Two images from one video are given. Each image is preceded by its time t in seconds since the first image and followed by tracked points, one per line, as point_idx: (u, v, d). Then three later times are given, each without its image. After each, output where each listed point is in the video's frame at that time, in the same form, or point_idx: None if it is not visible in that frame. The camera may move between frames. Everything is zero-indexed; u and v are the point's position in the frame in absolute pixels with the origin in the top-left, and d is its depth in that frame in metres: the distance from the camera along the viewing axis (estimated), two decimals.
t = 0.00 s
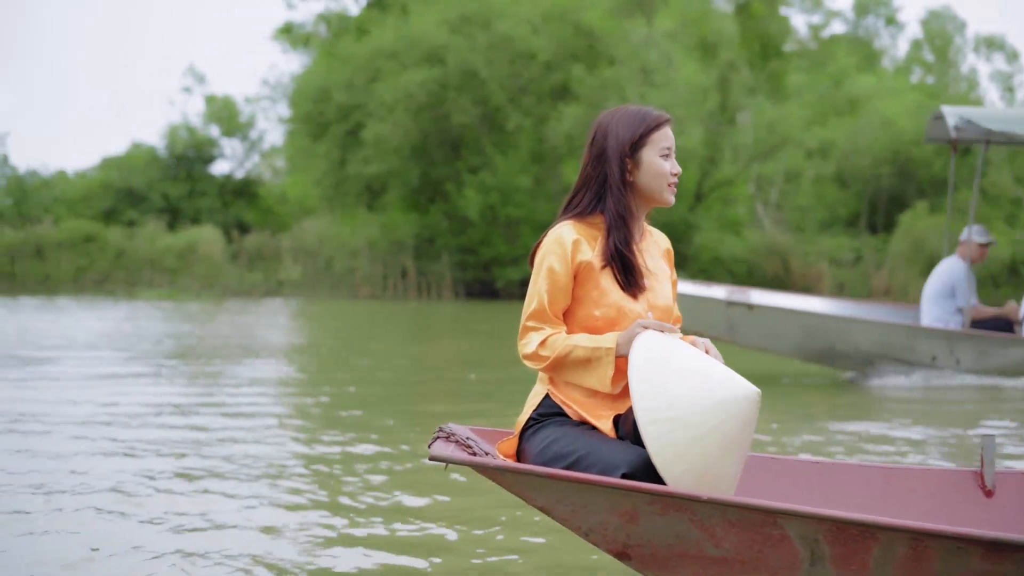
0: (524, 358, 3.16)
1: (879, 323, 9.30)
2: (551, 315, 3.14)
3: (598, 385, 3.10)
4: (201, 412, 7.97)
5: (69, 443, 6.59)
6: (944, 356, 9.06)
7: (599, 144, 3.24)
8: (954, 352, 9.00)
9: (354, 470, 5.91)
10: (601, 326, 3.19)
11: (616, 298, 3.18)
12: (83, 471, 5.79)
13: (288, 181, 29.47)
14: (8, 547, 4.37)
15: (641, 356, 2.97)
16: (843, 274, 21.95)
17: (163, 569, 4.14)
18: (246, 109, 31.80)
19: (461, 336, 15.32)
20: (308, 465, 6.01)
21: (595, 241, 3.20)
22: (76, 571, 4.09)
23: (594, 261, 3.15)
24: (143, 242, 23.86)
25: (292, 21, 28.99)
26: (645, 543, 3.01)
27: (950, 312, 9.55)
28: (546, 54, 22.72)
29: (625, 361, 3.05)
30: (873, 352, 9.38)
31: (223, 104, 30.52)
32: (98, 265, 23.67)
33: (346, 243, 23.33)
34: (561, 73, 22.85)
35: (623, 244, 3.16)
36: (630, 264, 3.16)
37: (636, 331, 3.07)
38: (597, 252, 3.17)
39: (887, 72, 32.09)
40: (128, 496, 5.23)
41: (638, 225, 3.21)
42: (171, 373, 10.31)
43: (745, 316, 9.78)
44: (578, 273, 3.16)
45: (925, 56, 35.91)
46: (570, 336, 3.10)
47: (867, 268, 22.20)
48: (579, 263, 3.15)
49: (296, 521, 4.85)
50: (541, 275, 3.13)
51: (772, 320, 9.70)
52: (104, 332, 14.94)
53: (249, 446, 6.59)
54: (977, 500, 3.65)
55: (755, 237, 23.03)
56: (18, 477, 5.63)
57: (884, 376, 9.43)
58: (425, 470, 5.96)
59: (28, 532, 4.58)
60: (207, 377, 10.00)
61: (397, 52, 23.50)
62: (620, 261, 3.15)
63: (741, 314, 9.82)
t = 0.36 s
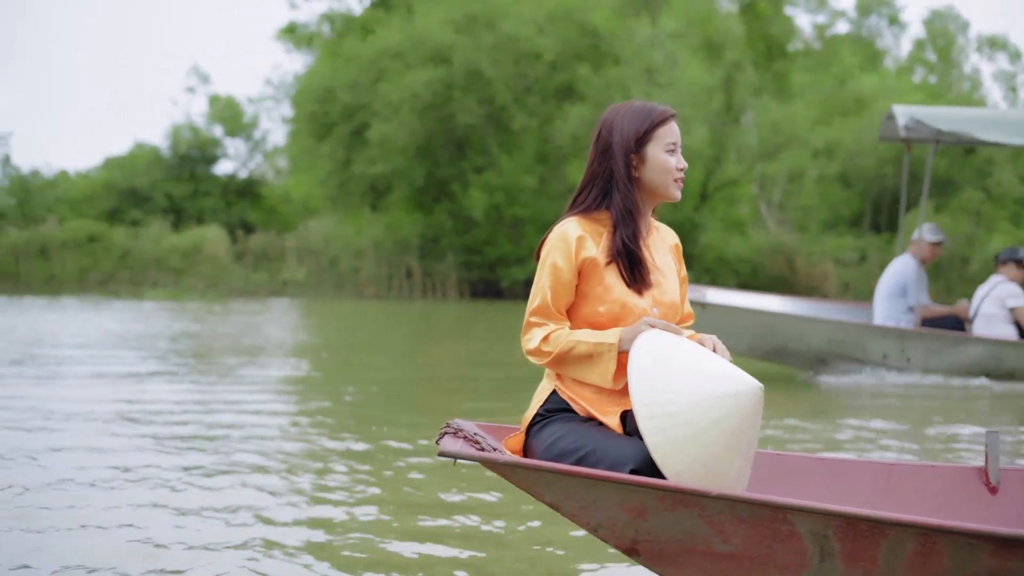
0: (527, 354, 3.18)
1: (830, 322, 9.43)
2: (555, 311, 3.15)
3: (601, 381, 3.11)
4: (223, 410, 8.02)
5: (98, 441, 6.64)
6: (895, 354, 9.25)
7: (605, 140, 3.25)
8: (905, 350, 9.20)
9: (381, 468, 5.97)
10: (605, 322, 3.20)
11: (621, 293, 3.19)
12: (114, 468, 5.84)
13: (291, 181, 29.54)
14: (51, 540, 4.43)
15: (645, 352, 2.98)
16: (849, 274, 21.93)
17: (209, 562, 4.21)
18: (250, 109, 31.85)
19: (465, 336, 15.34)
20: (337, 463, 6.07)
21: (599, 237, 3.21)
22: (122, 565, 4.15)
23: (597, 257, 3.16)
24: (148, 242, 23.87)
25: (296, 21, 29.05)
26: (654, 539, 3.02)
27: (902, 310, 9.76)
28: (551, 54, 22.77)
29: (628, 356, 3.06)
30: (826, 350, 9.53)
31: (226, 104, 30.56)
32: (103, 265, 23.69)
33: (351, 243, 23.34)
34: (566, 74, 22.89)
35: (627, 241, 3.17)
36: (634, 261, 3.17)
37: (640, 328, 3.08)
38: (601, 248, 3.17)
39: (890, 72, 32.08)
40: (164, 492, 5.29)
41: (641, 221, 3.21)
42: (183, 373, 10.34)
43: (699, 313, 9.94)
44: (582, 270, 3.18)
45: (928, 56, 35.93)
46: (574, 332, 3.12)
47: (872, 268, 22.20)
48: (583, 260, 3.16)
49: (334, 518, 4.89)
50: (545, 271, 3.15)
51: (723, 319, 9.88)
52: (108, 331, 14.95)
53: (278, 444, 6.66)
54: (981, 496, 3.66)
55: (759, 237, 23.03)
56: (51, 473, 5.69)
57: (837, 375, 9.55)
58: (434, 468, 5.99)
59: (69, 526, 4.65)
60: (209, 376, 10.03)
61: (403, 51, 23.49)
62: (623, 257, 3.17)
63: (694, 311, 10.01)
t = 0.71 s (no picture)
0: (530, 349, 3.19)
1: (773, 320, 9.96)
2: (557, 305, 3.17)
3: (603, 375, 3.12)
4: (235, 411, 8.02)
5: (111, 441, 6.70)
6: (840, 353, 9.49)
7: (609, 136, 3.26)
8: (849, 348, 9.42)
9: (394, 469, 5.96)
10: (608, 317, 3.22)
11: (626, 288, 3.20)
12: (127, 471, 5.84)
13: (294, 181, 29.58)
14: (67, 545, 4.44)
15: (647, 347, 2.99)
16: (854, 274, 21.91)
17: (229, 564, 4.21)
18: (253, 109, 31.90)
19: (468, 336, 15.40)
20: (350, 465, 6.05)
21: (603, 231, 3.22)
22: (140, 562, 4.21)
23: (601, 253, 3.17)
24: (153, 242, 23.92)
25: (299, 21, 29.08)
26: (662, 535, 3.03)
27: (848, 309, 9.93)
28: (557, 53, 22.80)
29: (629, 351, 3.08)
30: (770, 349, 10.05)
31: (230, 104, 30.60)
32: (108, 265, 23.73)
33: (356, 242, 23.36)
34: (571, 74, 22.92)
35: (632, 236, 3.18)
36: (639, 257, 3.19)
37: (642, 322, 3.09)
38: (605, 243, 3.19)
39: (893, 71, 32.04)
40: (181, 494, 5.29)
41: (646, 216, 3.23)
42: (190, 373, 10.37)
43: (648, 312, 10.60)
44: (586, 266, 3.19)
45: (932, 56, 35.82)
46: (576, 327, 3.13)
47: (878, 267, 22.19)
48: (586, 255, 3.17)
49: (362, 520, 4.91)
50: (548, 266, 3.16)
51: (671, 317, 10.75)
52: (112, 331, 14.98)
53: (290, 446, 6.64)
54: (986, 494, 3.67)
55: (765, 237, 23.03)
56: (64, 475, 5.70)
57: (782, 372, 10.01)
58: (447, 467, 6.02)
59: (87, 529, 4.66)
60: (212, 376, 10.05)
61: (408, 51, 23.45)
62: (628, 252, 3.18)
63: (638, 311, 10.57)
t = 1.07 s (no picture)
0: (534, 345, 3.19)
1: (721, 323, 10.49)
2: (559, 302, 3.17)
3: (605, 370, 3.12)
4: (234, 411, 7.98)
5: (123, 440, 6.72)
6: (791, 352, 10.21)
7: (614, 135, 3.26)
8: (801, 347, 10.14)
9: (405, 470, 5.98)
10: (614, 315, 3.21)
11: (631, 285, 3.19)
12: (138, 471, 5.85)
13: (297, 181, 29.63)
14: (96, 549, 4.38)
15: (660, 328, 2.97)
16: (859, 275, 21.94)
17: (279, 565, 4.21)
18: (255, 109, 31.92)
19: (468, 336, 15.43)
20: (355, 466, 6.03)
21: (609, 229, 3.22)
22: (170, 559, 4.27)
23: (607, 251, 3.17)
24: (158, 243, 23.94)
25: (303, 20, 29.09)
26: (671, 532, 3.02)
27: (801, 308, 10.54)
28: (563, 53, 22.83)
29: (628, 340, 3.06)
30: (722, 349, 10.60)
31: (233, 104, 30.62)
32: (112, 265, 23.74)
33: (361, 243, 23.40)
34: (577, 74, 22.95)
35: (638, 234, 3.18)
36: (645, 254, 3.19)
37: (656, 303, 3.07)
38: (611, 241, 3.19)
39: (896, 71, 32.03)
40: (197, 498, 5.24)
41: (653, 214, 3.22)
42: (196, 373, 10.37)
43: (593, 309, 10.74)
44: (592, 264, 3.19)
45: (934, 56, 35.82)
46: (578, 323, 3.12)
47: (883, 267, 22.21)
48: (593, 253, 3.17)
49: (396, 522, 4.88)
50: (553, 264, 3.16)
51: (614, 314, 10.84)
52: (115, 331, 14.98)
53: (295, 446, 6.62)
54: (989, 493, 3.65)
55: (770, 237, 23.04)
56: (78, 476, 5.69)
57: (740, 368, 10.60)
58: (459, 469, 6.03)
59: (117, 534, 4.60)
60: (218, 376, 10.06)
61: (413, 51, 23.32)
62: (635, 250, 3.18)
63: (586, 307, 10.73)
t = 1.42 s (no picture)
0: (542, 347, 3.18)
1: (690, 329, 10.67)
2: (565, 303, 3.16)
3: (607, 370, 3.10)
4: (238, 411, 7.96)
5: (135, 438, 6.74)
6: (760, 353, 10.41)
7: (622, 139, 3.27)
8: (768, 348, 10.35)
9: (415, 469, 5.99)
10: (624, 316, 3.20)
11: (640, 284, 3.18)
12: (158, 468, 5.88)
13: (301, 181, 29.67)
14: (132, 547, 4.40)
15: (707, 253, 3.13)
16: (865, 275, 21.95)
17: (317, 569, 4.17)
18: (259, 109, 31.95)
19: (471, 335, 15.43)
20: (366, 465, 6.08)
21: (621, 234, 3.23)
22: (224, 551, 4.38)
23: (619, 254, 3.18)
24: (164, 243, 23.97)
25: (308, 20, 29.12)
26: (684, 533, 3.02)
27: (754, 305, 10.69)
28: (569, 53, 22.90)
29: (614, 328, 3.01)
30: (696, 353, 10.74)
31: (238, 104, 30.65)
32: (118, 265, 23.76)
33: (367, 243, 23.44)
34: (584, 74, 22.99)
35: (647, 238, 3.19)
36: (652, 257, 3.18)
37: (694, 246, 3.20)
38: (623, 245, 3.19)
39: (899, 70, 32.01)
40: (229, 494, 5.30)
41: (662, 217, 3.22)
42: (204, 373, 10.38)
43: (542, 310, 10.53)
44: (603, 267, 3.19)
45: (937, 56, 35.80)
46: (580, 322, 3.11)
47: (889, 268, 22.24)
48: (604, 257, 3.17)
49: (419, 519, 4.93)
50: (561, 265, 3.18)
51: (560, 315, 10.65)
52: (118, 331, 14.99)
53: (303, 447, 6.61)
54: (992, 494, 3.67)
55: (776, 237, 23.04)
56: (102, 471, 5.75)
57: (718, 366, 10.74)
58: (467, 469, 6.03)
59: (148, 533, 4.60)
60: (224, 377, 10.06)
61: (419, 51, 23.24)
62: (646, 253, 3.18)
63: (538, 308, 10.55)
